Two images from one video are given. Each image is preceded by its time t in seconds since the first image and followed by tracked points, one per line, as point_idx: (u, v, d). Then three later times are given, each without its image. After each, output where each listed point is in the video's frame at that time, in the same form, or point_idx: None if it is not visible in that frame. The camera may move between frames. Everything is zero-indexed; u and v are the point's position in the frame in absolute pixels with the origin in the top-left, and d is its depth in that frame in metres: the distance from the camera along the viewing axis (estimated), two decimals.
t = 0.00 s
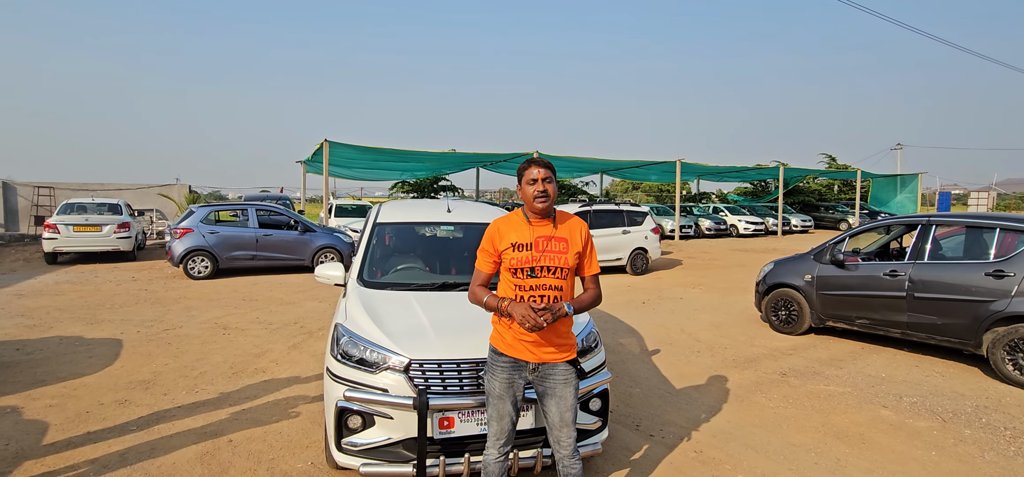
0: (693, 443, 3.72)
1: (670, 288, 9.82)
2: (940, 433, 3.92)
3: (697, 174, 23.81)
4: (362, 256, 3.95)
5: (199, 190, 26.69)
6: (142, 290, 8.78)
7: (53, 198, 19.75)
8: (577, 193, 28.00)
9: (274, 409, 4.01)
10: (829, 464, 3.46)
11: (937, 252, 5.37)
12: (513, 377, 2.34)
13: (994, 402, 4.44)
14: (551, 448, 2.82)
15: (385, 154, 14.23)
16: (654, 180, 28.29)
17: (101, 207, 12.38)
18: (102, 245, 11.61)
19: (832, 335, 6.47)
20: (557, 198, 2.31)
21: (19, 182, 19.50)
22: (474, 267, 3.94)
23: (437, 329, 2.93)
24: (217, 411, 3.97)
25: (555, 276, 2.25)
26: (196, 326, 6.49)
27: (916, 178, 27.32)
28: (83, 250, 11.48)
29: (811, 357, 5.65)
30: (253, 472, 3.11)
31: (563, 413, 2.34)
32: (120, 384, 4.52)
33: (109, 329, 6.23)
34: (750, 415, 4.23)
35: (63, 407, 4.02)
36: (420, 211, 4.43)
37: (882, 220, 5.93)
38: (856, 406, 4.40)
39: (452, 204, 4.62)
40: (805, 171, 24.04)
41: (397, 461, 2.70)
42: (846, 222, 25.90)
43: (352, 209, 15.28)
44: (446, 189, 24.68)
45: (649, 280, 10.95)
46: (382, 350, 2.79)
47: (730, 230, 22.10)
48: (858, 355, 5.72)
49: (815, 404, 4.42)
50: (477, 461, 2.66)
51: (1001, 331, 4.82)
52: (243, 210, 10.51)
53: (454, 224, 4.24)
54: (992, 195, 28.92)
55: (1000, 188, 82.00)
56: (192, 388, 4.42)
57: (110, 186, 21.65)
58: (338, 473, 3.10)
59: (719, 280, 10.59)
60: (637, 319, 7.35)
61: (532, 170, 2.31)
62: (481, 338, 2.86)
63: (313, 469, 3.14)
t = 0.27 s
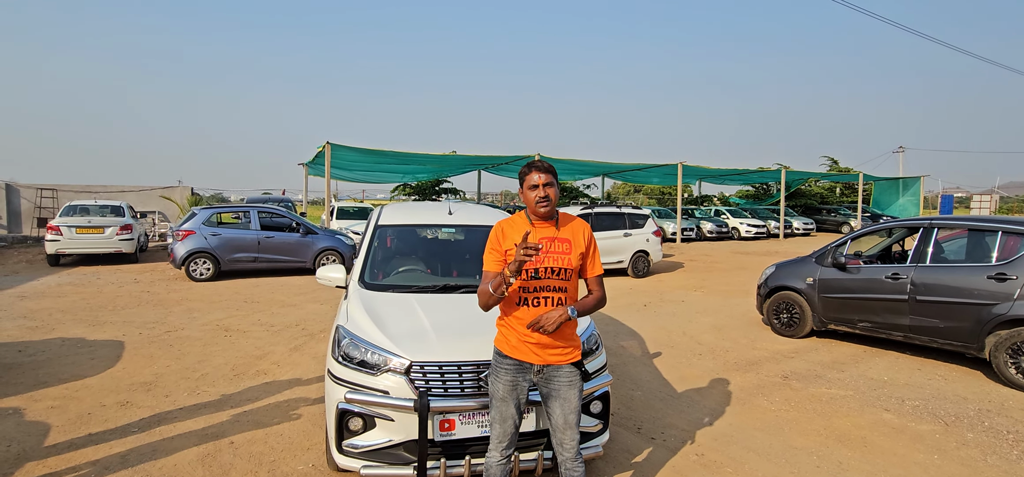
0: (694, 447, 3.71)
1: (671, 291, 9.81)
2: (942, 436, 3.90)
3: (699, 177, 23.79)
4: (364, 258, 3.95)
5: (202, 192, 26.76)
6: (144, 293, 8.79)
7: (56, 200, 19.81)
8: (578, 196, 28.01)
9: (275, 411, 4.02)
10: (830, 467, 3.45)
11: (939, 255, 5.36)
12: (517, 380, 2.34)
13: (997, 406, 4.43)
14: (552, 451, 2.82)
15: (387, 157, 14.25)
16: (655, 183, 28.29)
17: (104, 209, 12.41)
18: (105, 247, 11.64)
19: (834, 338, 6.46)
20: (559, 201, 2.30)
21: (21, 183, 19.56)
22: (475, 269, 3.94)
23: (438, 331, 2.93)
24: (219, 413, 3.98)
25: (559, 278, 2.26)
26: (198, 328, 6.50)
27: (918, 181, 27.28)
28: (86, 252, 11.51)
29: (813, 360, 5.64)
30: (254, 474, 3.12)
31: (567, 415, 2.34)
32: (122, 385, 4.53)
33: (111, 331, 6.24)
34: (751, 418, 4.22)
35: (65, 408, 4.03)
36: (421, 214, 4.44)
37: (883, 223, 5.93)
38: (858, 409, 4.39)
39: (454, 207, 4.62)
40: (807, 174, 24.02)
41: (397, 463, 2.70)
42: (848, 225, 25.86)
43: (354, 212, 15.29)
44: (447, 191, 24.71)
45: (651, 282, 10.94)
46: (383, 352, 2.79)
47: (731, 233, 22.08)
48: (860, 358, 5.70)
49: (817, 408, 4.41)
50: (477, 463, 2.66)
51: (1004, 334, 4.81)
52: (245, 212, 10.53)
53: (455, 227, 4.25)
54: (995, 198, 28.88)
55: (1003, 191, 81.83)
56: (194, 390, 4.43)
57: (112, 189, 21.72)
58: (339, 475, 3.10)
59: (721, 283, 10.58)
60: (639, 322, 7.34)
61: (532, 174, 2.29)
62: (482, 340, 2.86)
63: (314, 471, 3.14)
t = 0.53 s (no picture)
0: (694, 448, 3.71)
1: (671, 292, 9.81)
2: (942, 438, 3.91)
3: (699, 178, 23.80)
4: (364, 259, 3.96)
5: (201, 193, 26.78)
6: (144, 293, 8.79)
7: (56, 201, 19.82)
8: (578, 197, 28.02)
9: (274, 412, 4.02)
10: (830, 468, 3.45)
11: (939, 257, 5.36)
12: (526, 384, 2.33)
13: (996, 407, 4.43)
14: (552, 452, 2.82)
15: (387, 158, 14.26)
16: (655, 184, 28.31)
17: (104, 210, 12.42)
18: (105, 247, 11.64)
19: (833, 339, 6.46)
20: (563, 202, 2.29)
21: (22, 184, 19.57)
22: (475, 270, 3.95)
23: (438, 332, 2.94)
24: (219, 414, 3.98)
25: (566, 277, 2.27)
26: (198, 328, 6.50)
27: (918, 183, 27.31)
28: (86, 252, 11.51)
29: (813, 362, 5.64)
30: (253, 475, 3.12)
31: (575, 416, 2.35)
32: (121, 386, 4.53)
33: (111, 331, 6.24)
34: (751, 420, 4.22)
35: (64, 409, 4.03)
36: (421, 215, 4.44)
37: (883, 224, 5.93)
38: (858, 411, 4.39)
39: (454, 208, 4.63)
40: (806, 175, 24.04)
41: (397, 464, 2.70)
42: (848, 227, 25.87)
43: (354, 212, 15.29)
44: (447, 192, 24.72)
45: (650, 284, 10.94)
46: (382, 352, 2.80)
47: (731, 235, 22.10)
48: (860, 360, 5.70)
49: (817, 409, 4.41)
50: (476, 464, 2.66)
51: (1003, 335, 4.82)
52: (245, 213, 10.52)
53: (455, 227, 4.25)
54: (994, 200, 28.91)
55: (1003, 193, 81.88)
56: (193, 391, 4.43)
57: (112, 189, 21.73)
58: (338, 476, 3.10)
59: (720, 284, 10.59)
60: (638, 323, 7.34)
61: (537, 176, 2.27)
62: (482, 340, 2.86)
63: (314, 472, 3.14)
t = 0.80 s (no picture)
0: (693, 447, 3.71)
1: (670, 292, 9.81)
2: (940, 437, 3.91)
3: (698, 178, 23.81)
4: (363, 258, 3.95)
5: (200, 193, 26.75)
6: (142, 293, 8.78)
7: (54, 201, 19.78)
8: (576, 197, 28.02)
9: (273, 412, 4.01)
10: (828, 468, 3.45)
11: (937, 257, 5.37)
12: (537, 388, 2.31)
13: (994, 406, 4.44)
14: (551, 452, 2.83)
15: (386, 158, 14.25)
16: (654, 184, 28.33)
17: (102, 210, 12.39)
18: (103, 247, 11.62)
19: (832, 339, 6.46)
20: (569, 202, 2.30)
21: (19, 184, 19.53)
22: (474, 270, 3.95)
23: (437, 332, 2.93)
24: (217, 414, 3.97)
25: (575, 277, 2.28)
26: (196, 328, 6.49)
27: (916, 183, 27.35)
28: (84, 252, 11.50)
29: (811, 362, 5.65)
30: (252, 474, 3.11)
31: (583, 416, 2.35)
32: (119, 386, 4.52)
33: (109, 331, 6.23)
34: (750, 419, 4.22)
35: (62, 409, 4.02)
36: (420, 214, 4.44)
37: (882, 225, 5.94)
38: (856, 410, 4.39)
39: (453, 208, 4.63)
40: (805, 175, 24.06)
41: (396, 463, 2.70)
42: (846, 227, 25.89)
43: (352, 212, 15.27)
44: (446, 192, 24.71)
45: (649, 284, 10.95)
46: (381, 352, 2.79)
47: (730, 235, 22.11)
48: (858, 359, 5.71)
49: (816, 409, 4.42)
50: (475, 463, 2.67)
51: (1001, 335, 4.83)
52: (243, 213, 10.51)
53: (453, 227, 4.25)
54: (992, 200, 28.98)
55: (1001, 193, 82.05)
56: (192, 391, 4.43)
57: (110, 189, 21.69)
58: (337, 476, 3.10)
59: (719, 284, 10.59)
60: (637, 323, 7.35)
61: (543, 176, 2.28)
62: (481, 340, 2.86)
63: (313, 471, 3.14)
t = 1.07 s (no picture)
0: (691, 446, 3.72)
1: (668, 291, 9.82)
2: (937, 435, 3.92)
3: (696, 177, 23.82)
4: (360, 257, 3.95)
5: (198, 192, 26.69)
6: (139, 292, 8.76)
7: (52, 200, 19.73)
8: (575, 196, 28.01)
9: (271, 411, 4.01)
10: (825, 466, 3.46)
11: (935, 256, 5.38)
12: (537, 388, 2.31)
13: (991, 405, 4.44)
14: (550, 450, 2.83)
15: (385, 157, 14.23)
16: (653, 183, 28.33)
17: (99, 209, 12.37)
18: (100, 246, 11.60)
19: (829, 338, 6.47)
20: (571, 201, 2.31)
21: (17, 183, 19.50)
22: (472, 269, 3.95)
23: (435, 331, 2.93)
24: (214, 412, 3.97)
25: (576, 276, 2.27)
26: (194, 327, 6.48)
27: (914, 182, 27.37)
28: (81, 252, 11.47)
29: (809, 360, 5.65)
30: (250, 473, 3.11)
31: (583, 415, 2.35)
32: (117, 385, 4.51)
33: (106, 331, 6.21)
34: (748, 418, 4.23)
35: (59, 408, 4.01)
36: (418, 213, 4.44)
37: (879, 223, 5.95)
38: (854, 409, 4.40)
39: (451, 207, 4.62)
40: (803, 175, 24.09)
41: (394, 462, 2.70)
42: (844, 226, 25.92)
43: (351, 212, 15.24)
44: (444, 192, 24.71)
45: (648, 283, 10.96)
46: (379, 350, 2.79)
47: (728, 234, 22.12)
48: (856, 358, 5.71)
49: (813, 407, 4.42)
50: (474, 462, 2.67)
51: (998, 334, 4.84)
52: (241, 212, 10.49)
53: (452, 226, 4.25)
54: (990, 199, 29.04)
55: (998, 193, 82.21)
56: (189, 390, 4.42)
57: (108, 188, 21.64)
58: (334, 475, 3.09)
59: (717, 283, 10.60)
60: (636, 322, 7.35)
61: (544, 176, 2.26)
62: (479, 338, 2.86)
63: (311, 470, 3.13)
